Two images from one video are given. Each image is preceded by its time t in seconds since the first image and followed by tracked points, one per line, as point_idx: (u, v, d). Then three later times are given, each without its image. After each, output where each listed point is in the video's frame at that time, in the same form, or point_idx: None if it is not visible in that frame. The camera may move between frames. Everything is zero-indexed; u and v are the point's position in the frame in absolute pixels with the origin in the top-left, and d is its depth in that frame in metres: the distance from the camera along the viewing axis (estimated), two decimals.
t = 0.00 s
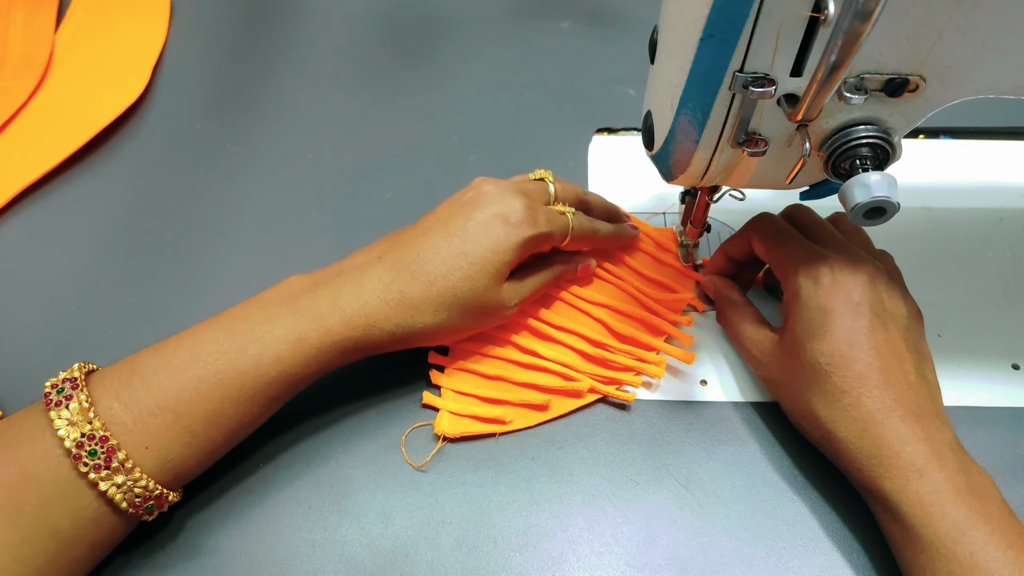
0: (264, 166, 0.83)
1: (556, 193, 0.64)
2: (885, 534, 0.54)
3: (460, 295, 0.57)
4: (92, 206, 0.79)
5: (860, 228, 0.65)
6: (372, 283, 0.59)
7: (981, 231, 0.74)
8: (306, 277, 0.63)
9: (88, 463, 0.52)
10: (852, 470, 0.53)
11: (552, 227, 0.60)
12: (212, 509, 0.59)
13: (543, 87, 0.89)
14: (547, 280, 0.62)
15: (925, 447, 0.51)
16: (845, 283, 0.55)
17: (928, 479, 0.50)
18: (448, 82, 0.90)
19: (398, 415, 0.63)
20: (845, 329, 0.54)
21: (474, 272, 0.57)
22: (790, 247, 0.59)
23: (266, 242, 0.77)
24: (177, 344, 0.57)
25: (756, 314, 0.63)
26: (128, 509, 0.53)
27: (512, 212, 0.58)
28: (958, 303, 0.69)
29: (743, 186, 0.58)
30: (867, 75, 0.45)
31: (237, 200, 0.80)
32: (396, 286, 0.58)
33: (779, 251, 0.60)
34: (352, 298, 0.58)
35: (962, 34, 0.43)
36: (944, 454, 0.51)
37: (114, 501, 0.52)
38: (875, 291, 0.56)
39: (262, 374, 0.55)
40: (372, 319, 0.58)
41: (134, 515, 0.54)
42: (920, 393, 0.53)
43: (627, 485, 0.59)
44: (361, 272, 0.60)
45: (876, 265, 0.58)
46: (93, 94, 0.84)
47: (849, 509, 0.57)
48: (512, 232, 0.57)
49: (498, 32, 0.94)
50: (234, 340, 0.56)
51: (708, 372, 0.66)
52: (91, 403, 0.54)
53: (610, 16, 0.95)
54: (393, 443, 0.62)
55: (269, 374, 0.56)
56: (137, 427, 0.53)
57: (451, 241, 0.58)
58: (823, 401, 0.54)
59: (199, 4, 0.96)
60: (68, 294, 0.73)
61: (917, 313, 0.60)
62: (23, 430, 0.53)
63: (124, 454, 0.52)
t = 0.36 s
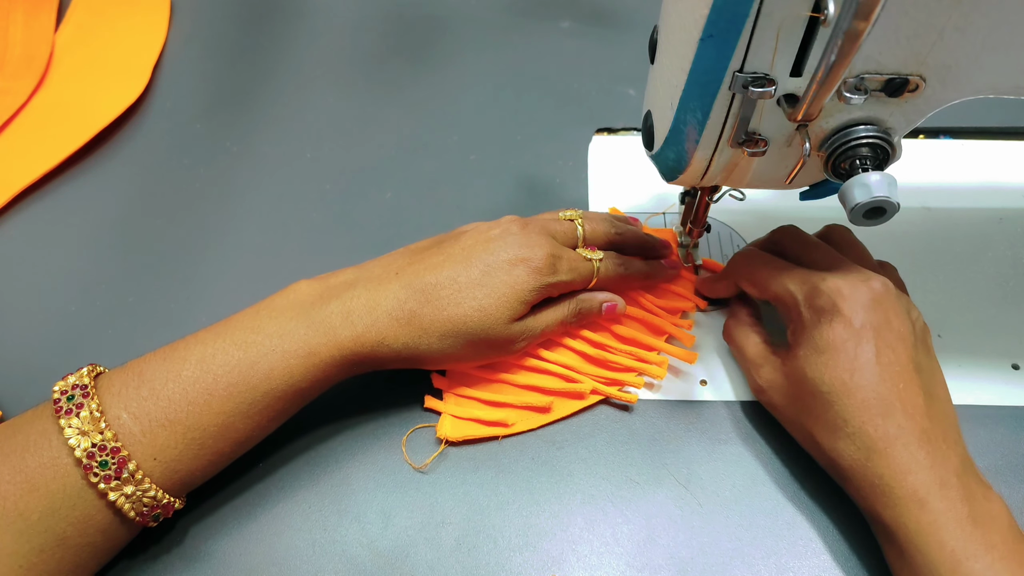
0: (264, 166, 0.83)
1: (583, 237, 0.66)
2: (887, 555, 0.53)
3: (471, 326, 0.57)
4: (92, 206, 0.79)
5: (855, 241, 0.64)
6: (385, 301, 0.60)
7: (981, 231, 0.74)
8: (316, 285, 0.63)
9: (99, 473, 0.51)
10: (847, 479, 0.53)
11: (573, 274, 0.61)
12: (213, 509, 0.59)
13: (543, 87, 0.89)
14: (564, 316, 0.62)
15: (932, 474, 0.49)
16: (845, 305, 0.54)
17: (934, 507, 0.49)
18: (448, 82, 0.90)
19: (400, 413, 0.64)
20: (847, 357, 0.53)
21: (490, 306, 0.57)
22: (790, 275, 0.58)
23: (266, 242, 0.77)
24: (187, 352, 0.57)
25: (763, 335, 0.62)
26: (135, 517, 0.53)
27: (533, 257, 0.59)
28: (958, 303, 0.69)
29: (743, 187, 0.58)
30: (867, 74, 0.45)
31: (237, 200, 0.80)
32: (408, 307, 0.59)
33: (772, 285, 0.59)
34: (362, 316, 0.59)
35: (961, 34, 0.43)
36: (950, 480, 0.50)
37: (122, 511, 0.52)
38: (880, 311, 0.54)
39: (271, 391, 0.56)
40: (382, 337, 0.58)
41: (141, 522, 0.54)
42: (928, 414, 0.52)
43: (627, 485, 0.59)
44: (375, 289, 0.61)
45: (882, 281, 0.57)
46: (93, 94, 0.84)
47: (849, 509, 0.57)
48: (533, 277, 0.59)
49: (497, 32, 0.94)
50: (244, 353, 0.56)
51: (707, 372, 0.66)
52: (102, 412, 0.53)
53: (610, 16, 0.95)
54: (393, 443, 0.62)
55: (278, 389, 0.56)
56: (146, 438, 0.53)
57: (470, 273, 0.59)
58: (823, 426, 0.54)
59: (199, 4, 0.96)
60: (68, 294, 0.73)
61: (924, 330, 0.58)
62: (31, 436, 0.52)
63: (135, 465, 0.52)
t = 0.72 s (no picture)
0: (264, 166, 0.83)
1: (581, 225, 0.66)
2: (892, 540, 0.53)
3: (481, 319, 0.58)
4: (92, 206, 0.79)
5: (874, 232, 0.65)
6: (395, 297, 0.60)
7: (982, 231, 0.74)
8: (326, 284, 0.64)
9: (112, 471, 0.51)
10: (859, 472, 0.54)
11: (577, 263, 0.62)
12: (214, 509, 0.59)
13: (543, 87, 0.89)
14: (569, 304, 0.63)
15: (938, 454, 0.50)
16: (864, 284, 0.55)
17: (941, 488, 0.49)
18: (448, 82, 0.90)
19: (403, 408, 0.64)
20: (863, 331, 0.53)
21: (500, 298, 0.58)
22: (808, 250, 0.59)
23: (267, 242, 0.77)
24: (198, 350, 0.57)
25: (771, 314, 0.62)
26: (146, 515, 0.53)
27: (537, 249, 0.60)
28: (958, 303, 0.69)
29: (743, 187, 0.58)
30: (867, 74, 0.45)
31: (237, 200, 0.80)
32: (420, 303, 0.59)
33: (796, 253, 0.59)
34: (372, 312, 0.59)
35: (962, 34, 0.43)
36: (956, 461, 0.51)
37: (134, 508, 0.52)
38: (895, 293, 0.55)
39: (282, 385, 0.56)
40: (392, 332, 0.58)
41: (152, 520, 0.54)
42: (936, 399, 0.53)
43: (627, 485, 0.59)
44: (385, 285, 0.61)
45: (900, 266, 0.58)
46: (93, 94, 0.84)
47: (849, 509, 0.57)
48: (536, 269, 0.59)
49: (497, 32, 0.94)
50: (256, 350, 0.57)
51: (706, 372, 0.65)
52: (114, 409, 0.53)
53: (610, 16, 0.95)
54: (394, 443, 0.62)
55: (289, 384, 0.56)
56: (159, 436, 0.53)
57: (478, 267, 0.60)
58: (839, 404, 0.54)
59: (199, 4, 0.96)
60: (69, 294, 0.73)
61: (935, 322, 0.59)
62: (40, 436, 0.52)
63: (148, 462, 0.52)
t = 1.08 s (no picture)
0: (264, 166, 0.83)
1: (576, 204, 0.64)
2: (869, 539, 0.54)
3: (466, 311, 0.58)
4: (92, 207, 0.79)
5: (855, 244, 0.63)
6: (381, 290, 0.59)
7: (982, 231, 0.74)
8: (313, 279, 0.63)
9: (104, 471, 0.52)
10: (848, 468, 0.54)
11: (568, 249, 0.60)
12: (215, 508, 0.59)
13: (543, 87, 0.89)
14: (561, 296, 0.62)
15: (915, 484, 0.50)
16: (826, 317, 0.55)
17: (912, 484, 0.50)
18: (447, 82, 0.90)
19: (395, 398, 0.64)
20: (829, 368, 0.54)
21: (483, 289, 0.57)
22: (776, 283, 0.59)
23: (266, 242, 0.77)
24: (187, 348, 0.57)
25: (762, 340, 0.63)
26: (141, 513, 0.53)
27: (527, 232, 0.59)
28: (958, 303, 0.69)
29: (743, 187, 0.58)
30: (867, 74, 0.45)
31: (237, 200, 0.80)
32: (404, 298, 0.58)
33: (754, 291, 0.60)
34: (359, 307, 0.59)
35: (961, 34, 0.43)
36: (936, 489, 0.50)
37: (127, 507, 0.53)
38: (865, 320, 0.55)
39: (271, 385, 0.56)
40: (379, 328, 0.58)
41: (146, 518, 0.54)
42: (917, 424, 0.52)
43: (627, 484, 0.59)
44: (371, 279, 0.60)
45: (868, 288, 0.57)
46: (93, 94, 0.84)
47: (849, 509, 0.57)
48: (527, 255, 0.58)
49: (497, 32, 0.94)
50: (243, 349, 0.56)
51: (706, 372, 0.65)
52: (105, 409, 0.54)
53: (610, 16, 0.95)
54: (394, 442, 0.62)
55: (277, 383, 0.56)
56: (148, 434, 0.53)
57: (467, 251, 0.59)
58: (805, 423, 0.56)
59: (199, 4, 0.96)
60: (69, 294, 0.73)
61: (920, 329, 0.58)
62: (33, 437, 0.53)
63: (140, 462, 0.52)
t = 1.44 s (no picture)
0: (264, 166, 0.82)
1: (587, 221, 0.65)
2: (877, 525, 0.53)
3: (482, 323, 0.58)
4: (92, 207, 0.79)
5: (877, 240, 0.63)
6: (397, 303, 0.59)
7: (981, 231, 0.74)
8: (329, 289, 0.63)
9: (113, 478, 0.51)
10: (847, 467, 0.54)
11: (580, 264, 0.61)
12: (216, 508, 0.59)
13: (543, 87, 0.89)
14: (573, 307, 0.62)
15: (938, 470, 0.50)
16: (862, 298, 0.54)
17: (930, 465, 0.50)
18: (448, 82, 0.90)
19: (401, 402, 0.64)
20: (864, 349, 0.53)
21: (500, 304, 0.58)
22: (813, 257, 0.58)
23: (266, 243, 0.77)
24: (202, 356, 0.57)
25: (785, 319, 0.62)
26: (148, 519, 0.53)
27: (540, 248, 0.59)
28: (958, 303, 0.69)
29: (743, 187, 0.58)
30: (867, 75, 0.45)
31: (237, 200, 0.80)
32: (421, 309, 0.59)
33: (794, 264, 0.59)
34: (375, 318, 0.59)
35: (961, 34, 0.43)
36: (957, 478, 0.50)
37: (136, 514, 0.52)
38: (899, 306, 0.55)
39: (286, 395, 0.56)
40: (395, 340, 0.58)
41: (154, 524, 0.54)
42: (936, 414, 0.52)
43: (627, 485, 0.59)
44: (387, 292, 0.61)
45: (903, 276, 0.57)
46: (93, 94, 0.84)
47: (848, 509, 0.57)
48: (540, 271, 0.59)
49: (497, 32, 0.94)
50: (259, 357, 0.56)
51: (706, 372, 0.65)
52: (115, 416, 0.53)
53: (610, 16, 0.95)
54: (394, 443, 0.62)
55: (293, 393, 0.56)
56: (162, 442, 0.53)
57: (484, 268, 0.59)
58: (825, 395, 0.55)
59: (200, 4, 0.96)
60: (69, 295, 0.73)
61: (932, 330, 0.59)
62: (44, 443, 0.52)
63: (149, 469, 0.52)
